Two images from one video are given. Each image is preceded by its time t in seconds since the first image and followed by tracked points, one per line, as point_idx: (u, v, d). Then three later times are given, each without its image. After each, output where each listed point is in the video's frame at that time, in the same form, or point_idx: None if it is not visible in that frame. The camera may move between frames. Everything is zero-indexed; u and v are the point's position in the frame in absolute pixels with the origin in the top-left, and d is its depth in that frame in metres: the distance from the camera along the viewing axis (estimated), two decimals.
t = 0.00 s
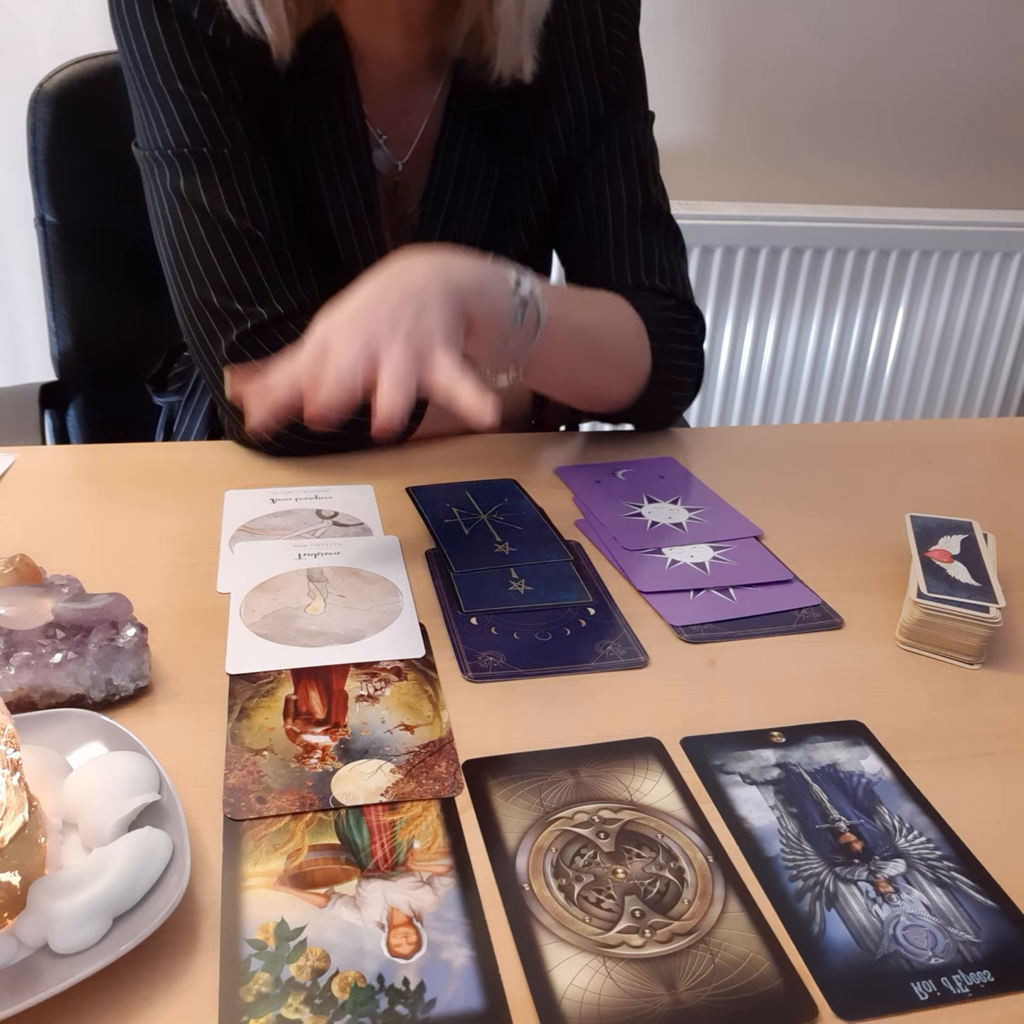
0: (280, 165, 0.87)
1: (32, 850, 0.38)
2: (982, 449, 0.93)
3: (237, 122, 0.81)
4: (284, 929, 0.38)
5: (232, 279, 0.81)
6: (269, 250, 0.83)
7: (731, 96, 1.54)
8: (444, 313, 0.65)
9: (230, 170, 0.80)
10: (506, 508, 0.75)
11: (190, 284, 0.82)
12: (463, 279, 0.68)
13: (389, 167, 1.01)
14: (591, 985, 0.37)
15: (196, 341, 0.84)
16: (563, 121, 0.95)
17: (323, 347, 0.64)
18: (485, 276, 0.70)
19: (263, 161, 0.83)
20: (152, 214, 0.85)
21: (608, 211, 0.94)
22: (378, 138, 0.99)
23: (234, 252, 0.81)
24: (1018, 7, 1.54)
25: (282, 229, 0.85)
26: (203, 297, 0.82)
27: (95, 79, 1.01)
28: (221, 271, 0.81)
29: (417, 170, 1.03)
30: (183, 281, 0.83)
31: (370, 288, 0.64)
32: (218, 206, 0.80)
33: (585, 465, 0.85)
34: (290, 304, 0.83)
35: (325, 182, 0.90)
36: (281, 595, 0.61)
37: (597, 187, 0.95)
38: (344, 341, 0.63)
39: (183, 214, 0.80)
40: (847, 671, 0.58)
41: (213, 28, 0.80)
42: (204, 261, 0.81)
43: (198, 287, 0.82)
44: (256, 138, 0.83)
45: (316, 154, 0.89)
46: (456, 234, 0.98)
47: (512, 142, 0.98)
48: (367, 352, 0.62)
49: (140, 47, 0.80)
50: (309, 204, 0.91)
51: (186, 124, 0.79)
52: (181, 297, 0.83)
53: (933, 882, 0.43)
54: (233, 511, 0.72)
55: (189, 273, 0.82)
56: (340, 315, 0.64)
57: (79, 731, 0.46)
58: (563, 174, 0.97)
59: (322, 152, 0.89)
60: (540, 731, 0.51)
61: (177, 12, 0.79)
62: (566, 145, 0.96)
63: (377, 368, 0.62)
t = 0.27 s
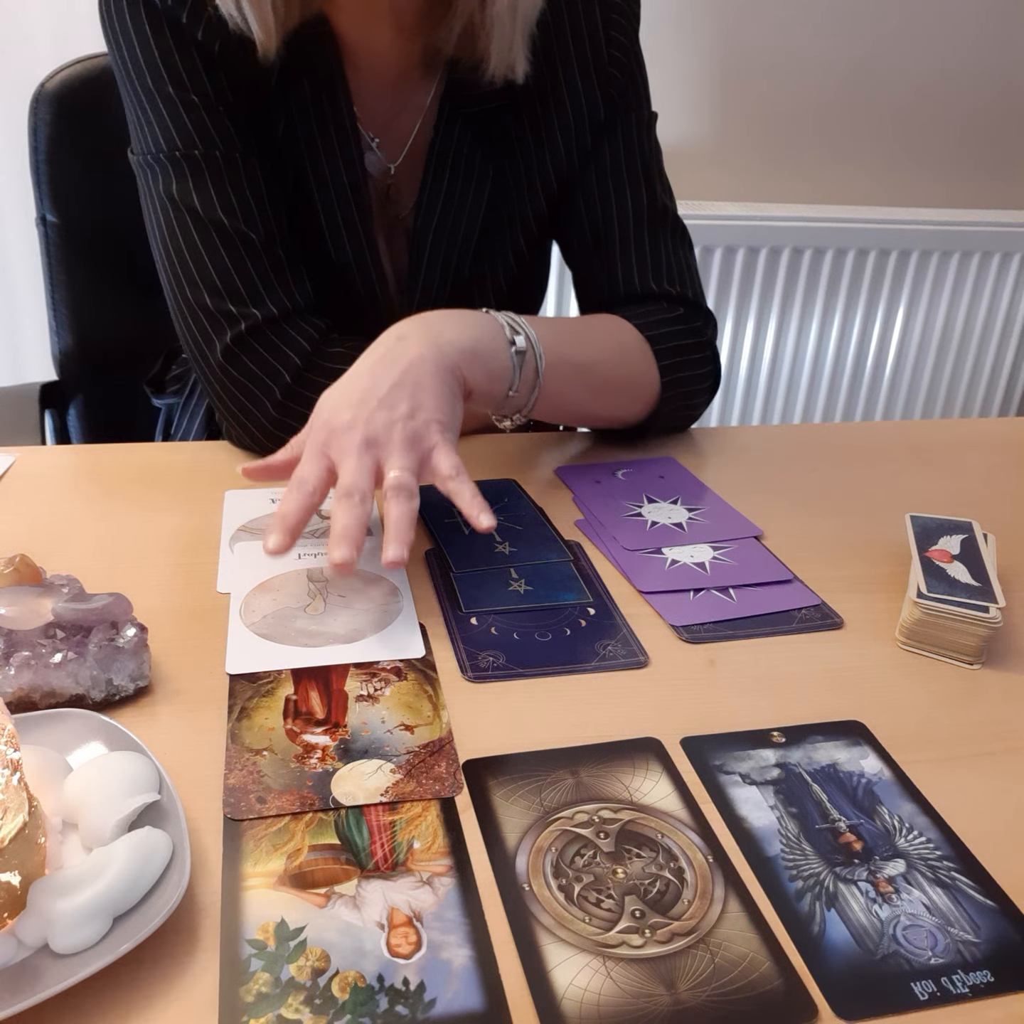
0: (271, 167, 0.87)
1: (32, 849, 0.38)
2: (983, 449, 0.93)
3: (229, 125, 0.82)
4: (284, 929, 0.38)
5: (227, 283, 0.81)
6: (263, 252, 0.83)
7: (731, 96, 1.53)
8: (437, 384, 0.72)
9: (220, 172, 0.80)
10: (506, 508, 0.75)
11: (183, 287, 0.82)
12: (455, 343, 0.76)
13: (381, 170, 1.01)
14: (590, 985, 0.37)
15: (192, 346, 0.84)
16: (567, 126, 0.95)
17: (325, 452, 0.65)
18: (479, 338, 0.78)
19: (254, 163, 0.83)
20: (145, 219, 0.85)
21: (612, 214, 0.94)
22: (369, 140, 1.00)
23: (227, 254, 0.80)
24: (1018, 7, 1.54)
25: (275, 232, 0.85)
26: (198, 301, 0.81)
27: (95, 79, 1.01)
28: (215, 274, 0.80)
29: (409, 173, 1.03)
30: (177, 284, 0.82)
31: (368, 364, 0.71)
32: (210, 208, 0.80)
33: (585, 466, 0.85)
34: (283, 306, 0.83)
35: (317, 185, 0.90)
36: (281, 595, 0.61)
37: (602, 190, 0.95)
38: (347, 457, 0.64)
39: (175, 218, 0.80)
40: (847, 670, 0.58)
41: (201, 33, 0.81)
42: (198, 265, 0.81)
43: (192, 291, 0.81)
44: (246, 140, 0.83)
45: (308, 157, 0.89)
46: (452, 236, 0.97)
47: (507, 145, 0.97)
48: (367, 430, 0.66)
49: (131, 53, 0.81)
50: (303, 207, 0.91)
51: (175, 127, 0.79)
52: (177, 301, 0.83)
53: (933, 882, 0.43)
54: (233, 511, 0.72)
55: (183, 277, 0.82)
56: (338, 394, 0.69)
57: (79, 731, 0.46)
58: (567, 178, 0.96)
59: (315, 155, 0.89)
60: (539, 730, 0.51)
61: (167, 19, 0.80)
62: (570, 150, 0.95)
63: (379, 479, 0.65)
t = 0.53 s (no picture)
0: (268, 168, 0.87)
1: (32, 849, 0.38)
2: (983, 449, 0.93)
3: (227, 126, 0.82)
4: (284, 929, 0.38)
5: (225, 283, 0.81)
6: (261, 252, 0.83)
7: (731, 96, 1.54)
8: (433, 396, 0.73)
9: (218, 172, 0.80)
10: (506, 508, 0.75)
11: (182, 287, 0.82)
12: (449, 352, 0.77)
13: (379, 173, 1.00)
14: (590, 985, 0.37)
15: (191, 347, 0.84)
16: (568, 126, 0.95)
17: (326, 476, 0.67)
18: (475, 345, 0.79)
19: (252, 162, 0.83)
20: (144, 220, 0.86)
21: (614, 214, 0.94)
22: (368, 141, 0.99)
23: (225, 255, 0.80)
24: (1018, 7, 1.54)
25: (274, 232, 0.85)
26: (197, 301, 0.82)
27: (96, 79, 1.01)
28: (213, 275, 0.81)
29: (408, 176, 1.03)
30: (176, 285, 0.82)
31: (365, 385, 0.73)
32: (209, 208, 0.80)
33: (585, 466, 0.85)
34: (282, 306, 0.83)
35: (314, 185, 0.90)
36: (281, 595, 0.61)
37: (603, 190, 0.95)
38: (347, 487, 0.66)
39: (173, 218, 0.80)
40: (847, 670, 0.58)
41: (199, 34, 0.81)
42: (196, 264, 0.81)
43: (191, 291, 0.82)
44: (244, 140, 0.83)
45: (306, 158, 0.89)
46: (451, 236, 0.97)
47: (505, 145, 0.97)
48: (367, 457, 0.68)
49: (130, 54, 0.81)
50: (301, 208, 0.91)
51: (173, 127, 0.80)
52: (176, 302, 0.83)
53: (933, 882, 0.43)
54: (234, 511, 0.72)
55: (181, 277, 0.82)
56: (336, 416, 0.71)
57: (79, 731, 0.46)
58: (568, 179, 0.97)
59: (312, 156, 0.89)
60: (540, 731, 0.51)
61: (165, 20, 0.80)
62: (570, 151, 0.95)
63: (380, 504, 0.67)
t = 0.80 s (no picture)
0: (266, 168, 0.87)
1: (32, 850, 0.38)
2: (983, 449, 0.93)
3: (224, 126, 0.82)
4: (284, 929, 0.38)
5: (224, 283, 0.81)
6: (259, 253, 0.82)
7: (732, 96, 1.53)
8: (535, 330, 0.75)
9: (216, 172, 0.80)
10: (507, 508, 0.75)
11: (180, 288, 0.82)
12: (542, 312, 0.77)
13: (376, 174, 1.01)
14: (590, 985, 0.37)
15: (189, 348, 0.84)
16: (572, 128, 0.95)
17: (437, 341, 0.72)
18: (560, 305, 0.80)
19: (250, 163, 0.83)
20: (142, 221, 0.86)
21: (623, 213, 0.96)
22: (364, 143, 1.00)
23: (224, 255, 0.81)
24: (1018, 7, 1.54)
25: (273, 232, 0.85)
26: (195, 301, 0.81)
27: (95, 79, 1.01)
28: (212, 275, 0.81)
29: (403, 177, 1.02)
30: (174, 286, 0.82)
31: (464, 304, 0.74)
32: (206, 209, 0.80)
33: (585, 465, 0.85)
34: (280, 306, 0.83)
35: (312, 186, 0.89)
36: (281, 595, 0.61)
37: (610, 191, 0.96)
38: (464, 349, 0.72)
39: (171, 218, 0.80)
40: (847, 670, 0.58)
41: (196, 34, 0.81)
42: (194, 265, 0.81)
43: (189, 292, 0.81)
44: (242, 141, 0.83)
45: (303, 158, 0.88)
46: (451, 238, 0.96)
47: (503, 147, 0.97)
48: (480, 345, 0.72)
49: (126, 55, 0.81)
50: (299, 208, 0.91)
51: (170, 127, 0.80)
52: (174, 302, 0.83)
53: (933, 883, 0.43)
54: (234, 511, 0.72)
55: (180, 278, 0.82)
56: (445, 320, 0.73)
57: (79, 731, 0.46)
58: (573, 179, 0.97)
59: (309, 156, 0.88)
60: (539, 731, 0.51)
61: (162, 21, 0.80)
62: (574, 153, 0.96)
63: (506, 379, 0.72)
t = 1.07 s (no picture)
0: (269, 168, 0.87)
1: (32, 850, 0.38)
2: (983, 449, 0.93)
3: (227, 125, 0.82)
4: (284, 929, 0.38)
5: (225, 283, 0.81)
6: (262, 253, 0.83)
7: (732, 97, 1.54)
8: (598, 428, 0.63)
9: (218, 172, 0.80)
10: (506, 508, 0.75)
11: (182, 287, 0.82)
12: (604, 385, 0.70)
13: (378, 175, 1.01)
14: (590, 984, 0.37)
15: (190, 347, 0.84)
16: (579, 130, 0.96)
17: (461, 450, 0.61)
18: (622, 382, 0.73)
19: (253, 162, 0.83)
20: (143, 220, 0.86)
21: (634, 214, 0.95)
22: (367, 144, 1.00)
23: (226, 255, 0.81)
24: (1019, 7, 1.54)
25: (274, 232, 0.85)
26: (196, 301, 0.82)
27: (95, 79, 1.01)
28: (214, 275, 0.81)
29: (405, 180, 1.03)
30: (176, 285, 0.82)
31: (511, 397, 0.65)
32: (209, 208, 0.80)
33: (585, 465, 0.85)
34: (283, 306, 0.83)
35: (314, 186, 0.89)
36: (281, 595, 0.61)
37: (617, 195, 0.96)
38: (492, 455, 0.59)
39: (173, 217, 0.80)
40: (846, 670, 0.58)
41: (199, 33, 0.81)
42: (196, 264, 0.81)
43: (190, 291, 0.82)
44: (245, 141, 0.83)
45: (305, 159, 0.88)
46: (453, 238, 0.96)
47: (508, 148, 0.97)
48: (510, 447, 0.59)
49: (129, 54, 0.81)
50: (301, 208, 0.91)
51: (174, 127, 0.80)
52: (176, 301, 0.83)
53: (933, 883, 0.43)
54: (234, 511, 0.73)
55: (181, 277, 0.82)
56: (488, 421, 0.63)
57: (79, 731, 0.46)
58: (581, 179, 0.97)
59: (312, 157, 0.88)
60: (539, 731, 0.51)
61: (167, 20, 0.80)
62: (582, 155, 0.96)
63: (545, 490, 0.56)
